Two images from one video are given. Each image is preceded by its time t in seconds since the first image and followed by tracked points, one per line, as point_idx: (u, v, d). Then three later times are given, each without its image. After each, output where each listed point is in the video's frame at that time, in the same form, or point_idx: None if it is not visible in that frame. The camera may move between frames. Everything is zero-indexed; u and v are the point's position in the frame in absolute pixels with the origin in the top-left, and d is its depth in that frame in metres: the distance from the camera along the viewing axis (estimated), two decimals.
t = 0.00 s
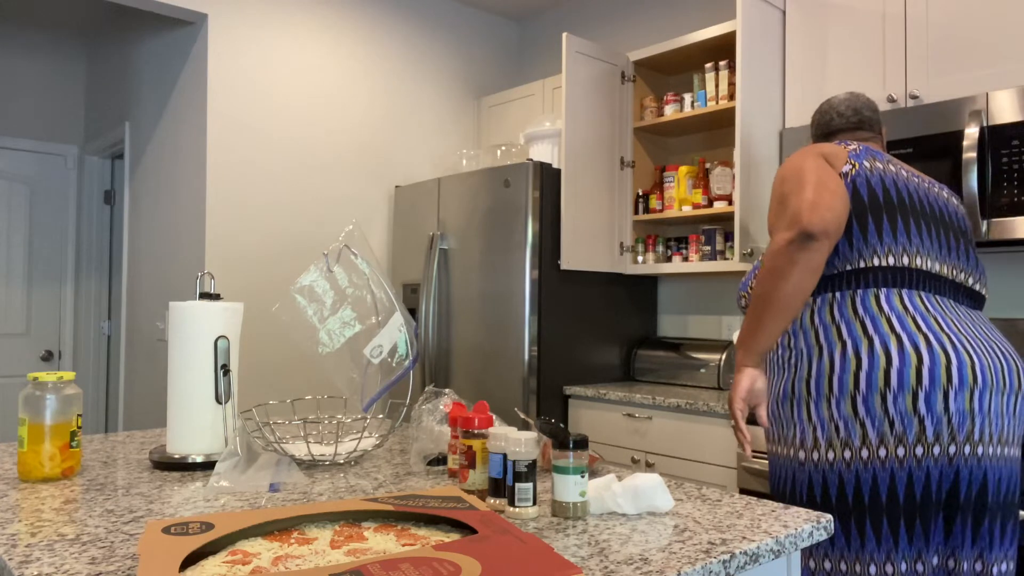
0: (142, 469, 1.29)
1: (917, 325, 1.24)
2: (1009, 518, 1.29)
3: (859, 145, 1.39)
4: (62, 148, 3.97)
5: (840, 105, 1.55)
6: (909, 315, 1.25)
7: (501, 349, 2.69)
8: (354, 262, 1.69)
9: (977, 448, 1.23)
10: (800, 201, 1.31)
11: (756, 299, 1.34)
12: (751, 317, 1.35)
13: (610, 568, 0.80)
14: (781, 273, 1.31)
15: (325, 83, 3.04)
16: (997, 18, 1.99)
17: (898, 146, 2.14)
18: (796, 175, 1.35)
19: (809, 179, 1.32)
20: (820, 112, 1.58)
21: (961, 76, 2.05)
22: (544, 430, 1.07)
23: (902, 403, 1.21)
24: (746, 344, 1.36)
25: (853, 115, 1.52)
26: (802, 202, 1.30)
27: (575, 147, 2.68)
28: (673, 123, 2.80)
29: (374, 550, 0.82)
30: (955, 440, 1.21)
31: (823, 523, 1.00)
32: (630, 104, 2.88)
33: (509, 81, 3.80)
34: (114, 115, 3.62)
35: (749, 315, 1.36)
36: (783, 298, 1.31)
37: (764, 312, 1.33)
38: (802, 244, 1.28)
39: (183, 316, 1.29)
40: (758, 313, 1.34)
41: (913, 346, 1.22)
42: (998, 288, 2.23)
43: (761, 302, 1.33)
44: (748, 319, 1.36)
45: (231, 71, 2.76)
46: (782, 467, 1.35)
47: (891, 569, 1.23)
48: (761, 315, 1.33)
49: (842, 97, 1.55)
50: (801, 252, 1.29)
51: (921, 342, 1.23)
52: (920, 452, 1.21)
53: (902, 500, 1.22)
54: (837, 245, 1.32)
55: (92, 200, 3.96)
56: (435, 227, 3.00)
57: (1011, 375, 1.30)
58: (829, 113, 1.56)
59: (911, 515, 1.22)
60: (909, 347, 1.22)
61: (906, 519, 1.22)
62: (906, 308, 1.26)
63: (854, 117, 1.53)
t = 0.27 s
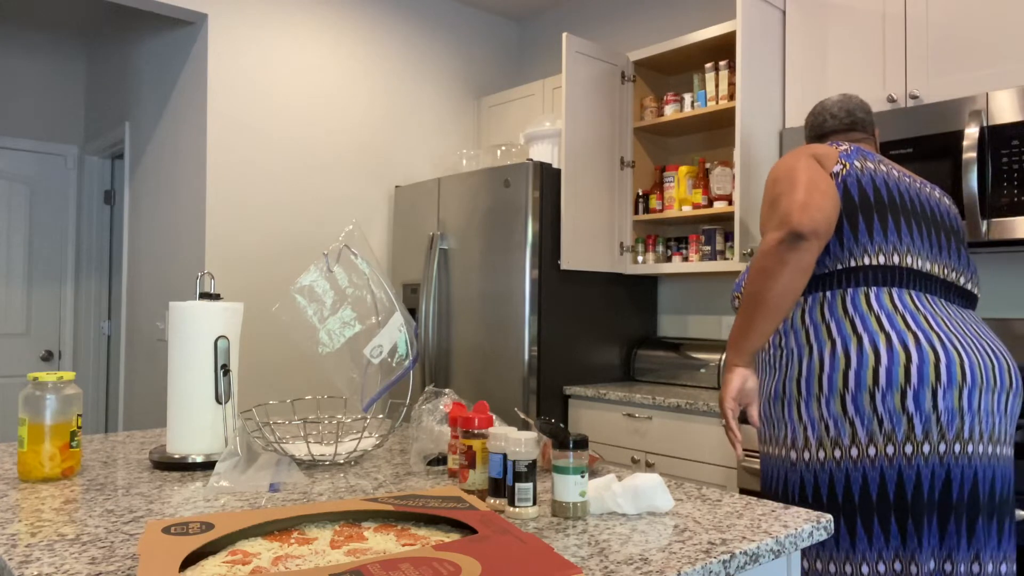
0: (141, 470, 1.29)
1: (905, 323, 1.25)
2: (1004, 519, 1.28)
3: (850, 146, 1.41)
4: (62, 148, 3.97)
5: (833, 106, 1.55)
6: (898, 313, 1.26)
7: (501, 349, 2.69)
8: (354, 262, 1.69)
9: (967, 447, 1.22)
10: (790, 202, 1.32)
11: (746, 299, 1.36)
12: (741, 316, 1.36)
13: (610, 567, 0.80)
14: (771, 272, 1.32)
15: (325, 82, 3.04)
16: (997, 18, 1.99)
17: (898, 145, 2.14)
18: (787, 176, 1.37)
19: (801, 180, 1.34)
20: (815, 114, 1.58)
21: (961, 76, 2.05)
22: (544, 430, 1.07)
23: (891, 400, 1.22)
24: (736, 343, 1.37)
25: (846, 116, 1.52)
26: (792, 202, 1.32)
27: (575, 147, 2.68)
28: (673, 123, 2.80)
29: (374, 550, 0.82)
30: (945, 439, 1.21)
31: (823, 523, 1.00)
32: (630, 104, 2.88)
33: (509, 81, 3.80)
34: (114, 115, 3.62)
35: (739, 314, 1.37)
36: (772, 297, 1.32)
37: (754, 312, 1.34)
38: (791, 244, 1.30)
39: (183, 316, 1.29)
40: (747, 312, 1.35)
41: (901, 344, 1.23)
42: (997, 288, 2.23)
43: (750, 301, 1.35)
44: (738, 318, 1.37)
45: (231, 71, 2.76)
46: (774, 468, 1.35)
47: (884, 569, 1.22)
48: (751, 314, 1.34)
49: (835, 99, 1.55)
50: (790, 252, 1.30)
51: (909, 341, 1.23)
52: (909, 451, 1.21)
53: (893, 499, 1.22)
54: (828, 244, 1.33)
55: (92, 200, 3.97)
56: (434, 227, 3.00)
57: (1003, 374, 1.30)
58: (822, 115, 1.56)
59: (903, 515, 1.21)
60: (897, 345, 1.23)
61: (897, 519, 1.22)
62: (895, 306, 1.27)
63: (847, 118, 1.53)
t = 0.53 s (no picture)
0: (141, 470, 1.29)
1: (897, 321, 1.25)
2: (995, 518, 1.28)
3: (843, 146, 1.41)
4: (62, 148, 3.97)
5: (828, 107, 1.55)
6: (889, 311, 1.26)
7: (501, 348, 2.69)
8: (354, 262, 1.69)
9: (958, 445, 1.22)
10: (782, 202, 1.32)
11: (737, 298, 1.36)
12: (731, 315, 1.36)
13: (610, 567, 0.80)
14: (761, 272, 1.32)
15: (325, 82, 3.04)
16: (998, 18, 1.99)
17: (898, 145, 2.14)
18: (780, 174, 1.36)
19: (793, 180, 1.34)
20: (809, 115, 1.58)
21: (961, 76, 2.05)
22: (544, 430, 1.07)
23: (882, 399, 1.22)
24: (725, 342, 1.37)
25: (841, 116, 1.52)
26: (784, 202, 1.32)
27: (575, 147, 2.68)
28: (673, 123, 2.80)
29: (374, 550, 0.82)
30: (936, 438, 1.21)
31: (823, 523, 1.00)
32: (630, 104, 2.88)
33: (509, 80, 3.80)
34: (114, 115, 3.62)
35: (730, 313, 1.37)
36: (762, 297, 1.32)
37: (744, 312, 1.34)
38: (782, 244, 1.30)
39: (183, 316, 1.29)
40: (738, 311, 1.35)
41: (892, 342, 1.23)
42: (997, 288, 2.23)
43: (741, 301, 1.35)
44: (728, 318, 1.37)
45: (231, 71, 2.76)
46: (767, 466, 1.35)
47: (876, 567, 1.23)
48: (741, 314, 1.34)
49: (830, 100, 1.55)
50: (781, 252, 1.30)
51: (900, 339, 1.23)
52: (900, 449, 1.21)
53: (884, 497, 1.22)
54: (821, 243, 1.34)
55: (92, 200, 3.96)
56: (435, 227, 3.00)
57: (995, 373, 1.29)
58: (817, 116, 1.57)
59: (895, 514, 1.21)
60: (888, 343, 1.23)
61: (889, 517, 1.22)
62: (887, 305, 1.27)
63: (842, 119, 1.53)
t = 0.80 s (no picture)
0: (141, 470, 1.29)
1: (890, 322, 1.25)
2: (988, 518, 1.28)
3: (837, 147, 1.41)
4: (62, 148, 3.97)
5: (821, 106, 1.55)
6: (883, 313, 1.26)
7: (501, 348, 2.69)
8: (354, 262, 1.69)
9: (951, 446, 1.22)
10: (777, 205, 1.32)
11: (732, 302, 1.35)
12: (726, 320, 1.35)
13: (610, 567, 0.80)
14: (757, 277, 1.31)
15: (325, 82, 3.04)
16: (998, 17, 1.99)
17: (898, 145, 2.13)
18: (774, 178, 1.36)
19: (788, 183, 1.33)
20: (804, 114, 1.58)
21: (961, 76, 2.05)
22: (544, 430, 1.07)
23: (875, 400, 1.22)
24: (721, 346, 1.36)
25: (834, 116, 1.52)
26: (779, 205, 1.31)
27: (575, 147, 2.68)
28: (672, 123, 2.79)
29: (374, 550, 0.82)
30: (929, 439, 1.21)
31: (824, 523, 0.99)
32: (629, 104, 2.88)
33: (509, 80, 3.80)
34: (114, 115, 3.62)
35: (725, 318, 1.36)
36: (758, 301, 1.31)
37: (740, 316, 1.33)
38: (778, 248, 1.29)
39: (183, 316, 1.29)
40: (733, 316, 1.34)
41: (886, 343, 1.23)
42: (997, 288, 2.23)
43: (736, 305, 1.34)
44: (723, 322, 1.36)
45: (231, 71, 2.76)
46: (762, 468, 1.36)
47: (871, 568, 1.23)
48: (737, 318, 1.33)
49: (824, 100, 1.56)
50: (778, 255, 1.29)
51: (893, 340, 1.23)
52: (894, 450, 1.21)
53: (878, 498, 1.22)
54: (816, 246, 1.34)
55: (93, 199, 3.96)
56: (435, 227, 3.00)
57: (988, 374, 1.29)
58: (811, 116, 1.57)
59: (890, 515, 1.21)
60: (881, 344, 1.23)
61: (883, 518, 1.22)
62: (880, 306, 1.27)
63: (835, 118, 1.53)
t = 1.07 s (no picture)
0: (142, 470, 1.29)
1: (883, 322, 1.25)
2: (983, 518, 1.28)
3: (831, 146, 1.41)
4: (62, 148, 3.97)
5: (820, 107, 1.55)
6: (875, 312, 1.26)
7: (501, 348, 2.69)
8: (354, 262, 1.69)
9: (945, 446, 1.22)
10: (769, 206, 1.33)
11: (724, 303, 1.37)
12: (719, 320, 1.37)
13: (610, 567, 0.80)
14: (748, 277, 1.33)
15: (325, 82, 3.04)
16: (998, 17, 1.99)
17: (898, 145, 2.13)
18: (767, 178, 1.37)
19: (780, 184, 1.35)
20: (803, 115, 1.59)
21: (961, 76, 2.05)
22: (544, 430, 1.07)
23: (867, 400, 1.22)
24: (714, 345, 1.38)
25: (833, 115, 1.52)
26: (770, 206, 1.33)
27: (574, 147, 2.68)
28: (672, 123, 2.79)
29: (374, 550, 0.82)
30: (922, 439, 1.21)
31: (823, 523, 0.99)
32: (629, 104, 2.88)
33: (509, 81, 3.80)
34: (114, 114, 3.62)
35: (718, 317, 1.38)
36: (749, 302, 1.33)
37: (732, 316, 1.35)
38: (768, 248, 1.31)
39: (183, 316, 1.29)
40: (726, 316, 1.36)
41: (878, 344, 1.23)
42: (997, 288, 2.23)
43: (729, 305, 1.35)
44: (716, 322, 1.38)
45: (231, 72, 2.76)
46: (758, 467, 1.36)
47: (865, 568, 1.23)
48: (729, 318, 1.35)
49: (823, 100, 1.56)
50: (768, 256, 1.31)
51: (886, 341, 1.23)
52: (887, 451, 1.21)
53: (871, 498, 1.22)
54: (808, 246, 1.34)
55: (92, 199, 3.96)
56: (434, 227, 3.00)
57: (983, 374, 1.29)
58: (811, 116, 1.57)
59: (882, 515, 1.22)
60: (873, 345, 1.23)
61: (876, 518, 1.22)
62: (873, 306, 1.27)
63: (834, 118, 1.53)
